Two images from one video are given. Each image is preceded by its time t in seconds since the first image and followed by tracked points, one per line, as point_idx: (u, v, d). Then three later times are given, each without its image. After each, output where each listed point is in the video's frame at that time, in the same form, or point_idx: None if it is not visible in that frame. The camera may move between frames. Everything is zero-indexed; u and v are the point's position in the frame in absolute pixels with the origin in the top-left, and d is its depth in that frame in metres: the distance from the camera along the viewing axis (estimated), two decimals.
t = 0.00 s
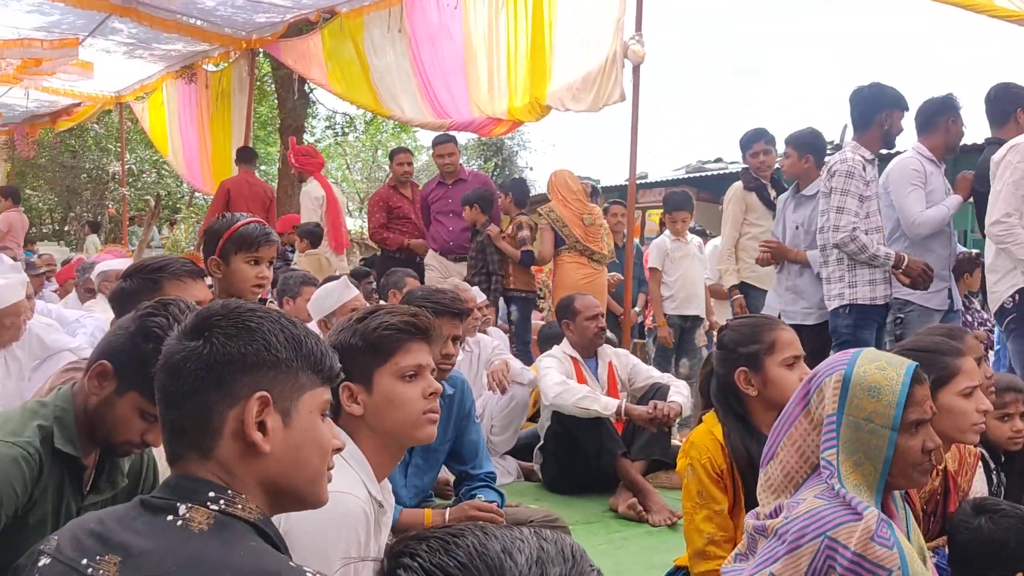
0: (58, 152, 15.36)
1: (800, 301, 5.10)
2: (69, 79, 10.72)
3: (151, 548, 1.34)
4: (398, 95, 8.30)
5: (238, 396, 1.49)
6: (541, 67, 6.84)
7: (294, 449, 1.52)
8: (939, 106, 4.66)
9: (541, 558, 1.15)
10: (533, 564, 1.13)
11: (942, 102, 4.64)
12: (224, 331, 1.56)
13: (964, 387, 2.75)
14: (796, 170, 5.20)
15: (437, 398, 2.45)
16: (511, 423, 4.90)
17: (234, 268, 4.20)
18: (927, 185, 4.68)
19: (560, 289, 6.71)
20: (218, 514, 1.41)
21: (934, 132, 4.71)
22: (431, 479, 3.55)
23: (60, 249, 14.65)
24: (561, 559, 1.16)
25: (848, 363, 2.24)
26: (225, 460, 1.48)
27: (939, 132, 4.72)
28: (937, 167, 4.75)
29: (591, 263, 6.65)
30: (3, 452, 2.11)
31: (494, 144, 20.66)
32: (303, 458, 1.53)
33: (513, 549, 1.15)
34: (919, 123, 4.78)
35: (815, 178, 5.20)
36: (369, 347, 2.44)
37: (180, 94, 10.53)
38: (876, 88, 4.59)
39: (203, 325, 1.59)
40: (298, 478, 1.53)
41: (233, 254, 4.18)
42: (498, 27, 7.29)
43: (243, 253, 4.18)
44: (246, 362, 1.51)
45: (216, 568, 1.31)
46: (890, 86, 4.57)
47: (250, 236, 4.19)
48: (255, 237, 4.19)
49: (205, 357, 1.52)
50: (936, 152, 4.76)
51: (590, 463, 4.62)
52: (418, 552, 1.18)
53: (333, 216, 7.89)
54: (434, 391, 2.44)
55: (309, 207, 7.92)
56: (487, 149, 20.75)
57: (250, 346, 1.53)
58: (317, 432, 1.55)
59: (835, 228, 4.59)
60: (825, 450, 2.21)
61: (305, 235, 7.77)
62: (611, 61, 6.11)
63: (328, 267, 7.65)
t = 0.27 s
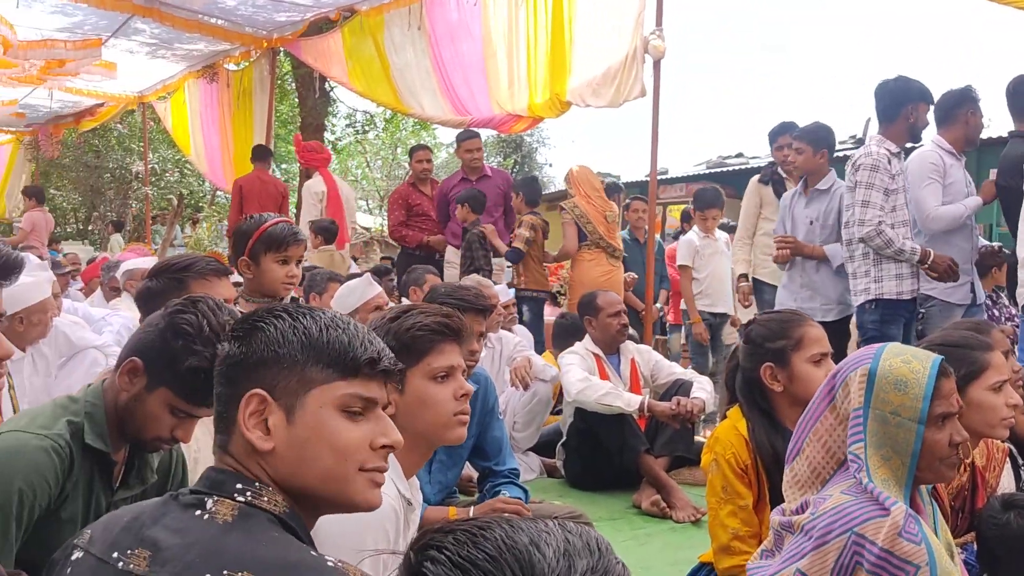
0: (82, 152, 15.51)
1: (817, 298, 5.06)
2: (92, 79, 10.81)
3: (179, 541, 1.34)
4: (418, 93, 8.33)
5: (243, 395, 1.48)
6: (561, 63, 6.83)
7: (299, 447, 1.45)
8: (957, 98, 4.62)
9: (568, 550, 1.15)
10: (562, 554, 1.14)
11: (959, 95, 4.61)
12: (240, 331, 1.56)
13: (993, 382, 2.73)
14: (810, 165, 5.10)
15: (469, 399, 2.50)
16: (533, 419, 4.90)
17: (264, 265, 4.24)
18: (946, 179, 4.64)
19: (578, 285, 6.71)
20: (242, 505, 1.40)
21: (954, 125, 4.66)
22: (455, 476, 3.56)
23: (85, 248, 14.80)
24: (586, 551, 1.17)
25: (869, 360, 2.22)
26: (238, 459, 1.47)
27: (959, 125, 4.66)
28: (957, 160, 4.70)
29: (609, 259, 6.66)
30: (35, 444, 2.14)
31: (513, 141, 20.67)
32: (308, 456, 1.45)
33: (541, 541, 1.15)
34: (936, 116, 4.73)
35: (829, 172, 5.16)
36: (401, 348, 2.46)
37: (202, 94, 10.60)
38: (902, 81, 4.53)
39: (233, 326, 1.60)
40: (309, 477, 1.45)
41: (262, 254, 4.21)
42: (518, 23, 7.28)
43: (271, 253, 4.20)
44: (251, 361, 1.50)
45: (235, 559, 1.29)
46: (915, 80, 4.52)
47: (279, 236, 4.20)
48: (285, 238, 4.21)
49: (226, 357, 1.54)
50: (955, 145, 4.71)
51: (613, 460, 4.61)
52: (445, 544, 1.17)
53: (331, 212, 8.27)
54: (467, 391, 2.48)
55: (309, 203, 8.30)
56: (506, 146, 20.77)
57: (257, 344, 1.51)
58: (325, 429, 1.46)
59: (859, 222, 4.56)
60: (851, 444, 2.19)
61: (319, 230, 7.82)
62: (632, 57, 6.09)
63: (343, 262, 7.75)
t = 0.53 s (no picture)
0: (97, 152, 15.59)
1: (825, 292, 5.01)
2: (107, 79, 10.86)
3: (203, 535, 1.36)
4: (432, 91, 8.35)
5: (274, 398, 1.49)
6: (574, 60, 6.82)
7: (331, 453, 1.47)
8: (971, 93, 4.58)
9: (592, 548, 1.16)
10: (589, 551, 1.15)
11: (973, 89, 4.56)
12: (272, 330, 1.56)
13: (1013, 378, 2.71)
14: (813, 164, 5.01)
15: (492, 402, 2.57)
16: (549, 416, 4.91)
17: (288, 265, 4.26)
18: (956, 175, 4.63)
19: (583, 284, 6.67)
20: (267, 499, 1.42)
21: (968, 119, 4.63)
22: (471, 473, 3.57)
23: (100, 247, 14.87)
24: (609, 549, 1.18)
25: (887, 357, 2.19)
26: (268, 461, 1.49)
27: (973, 119, 4.63)
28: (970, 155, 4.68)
29: (616, 258, 6.66)
30: (55, 442, 2.16)
31: (526, 138, 20.67)
32: (340, 463, 1.46)
33: (567, 539, 1.16)
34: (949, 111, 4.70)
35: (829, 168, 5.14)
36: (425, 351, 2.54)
37: (216, 93, 10.64)
38: (917, 77, 4.51)
39: (262, 321, 1.60)
40: (341, 483, 1.47)
41: (291, 254, 4.23)
42: (531, 21, 7.27)
43: (301, 255, 4.24)
44: (282, 363, 1.50)
45: (262, 554, 1.30)
46: (930, 75, 4.49)
47: (311, 241, 4.25)
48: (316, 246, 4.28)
49: (256, 356, 1.54)
50: (969, 139, 4.69)
51: (629, 457, 4.62)
52: (472, 545, 1.16)
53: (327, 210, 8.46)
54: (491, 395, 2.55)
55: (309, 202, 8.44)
56: (519, 143, 20.78)
57: (288, 345, 1.51)
58: (356, 436, 1.47)
59: (876, 218, 4.53)
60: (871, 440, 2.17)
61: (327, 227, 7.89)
62: (646, 53, 6.07)
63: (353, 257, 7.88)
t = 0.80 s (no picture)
0: (118, 151, 15.71)
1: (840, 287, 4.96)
2: (128, 78, 10.94)
3: (225, 529, 1.37)
4: (449, 88, 8.36)
5: (287, 389, 1.50)
6: (591, 57, 6.80)
7: (345, 442, 1.47)
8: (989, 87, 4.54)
9: (620, 543, 1.17)
10: (617, 546, 1.16)
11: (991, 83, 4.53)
12: (284, 321, 1.57)
13: None
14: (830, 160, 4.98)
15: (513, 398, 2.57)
16: (568, 413, 4.91)
17: (305, 272, 4.32)
18: (973, 168, 4.62)
19: (592, 278, 6.68)
20: (285, 490, 1.42)
21: (987, 113, 4.59)
22: (491, 469, 3.58)
23: (122, 245, 15.00)
24: (636, 543, 1.19)
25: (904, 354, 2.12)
26: (283, 451, 1.50)
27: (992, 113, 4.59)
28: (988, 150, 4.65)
29: (624, 252, 6.70)
30: (80, 437, 2.18)
31: (543, 134, 20.66)
32: (354, 451, 1.47)
33: (595, 535, 1.17)
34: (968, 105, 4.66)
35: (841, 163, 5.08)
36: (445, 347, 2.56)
37: (236, 92, 10.69)
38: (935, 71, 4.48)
39: (274, 313, 1.62)
40: (355, 472, 1.48)
41: (307, 261, 4.28)
42: (549, 18, 7.26)
43: (315, 262, 4.28)
44: (294, 353, 1.51)
45: (280, 545, 1.31)
46: (949, 69, 4.45)
47: (327, 246, 4.28)
48: (333, 251, 4.30)
49: (269, 347, 1.56)
50: (987, 133, 4.65)
51: (648, 454, 4.62)
52: (502, 542, 1.17)
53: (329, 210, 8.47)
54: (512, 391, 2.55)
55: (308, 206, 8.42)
56: (537, 140, 20.77)
57: (300, 335, 1.52)
58: (369, 423, 1.47)
59: (898, 213, 4.50)
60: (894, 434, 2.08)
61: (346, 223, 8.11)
62: (664, 48, 6.04)
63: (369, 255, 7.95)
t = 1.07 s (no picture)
0: (141, 150, 15.84)
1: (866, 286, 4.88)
2: (150, 78, 11.03)
3: (253, 521, 1.38)
4: (469, 85, 8.37)
5: (308, 377, 1.51)
6: (611, 53, 6.79)
7: (362, 432, 1.48)
8: (1013, 79, 4.46)
9: (664, 539, 1.22)
10: (661, 540, 1.21)
11: (1014, 76, 4.43)
12: (307, 310, 1.58)
13: None
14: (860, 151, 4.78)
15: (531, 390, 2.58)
16: (589, 409, 4.91)
17: (328, 268, 4.35)
18: (995, 162, 4.56)
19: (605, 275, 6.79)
20: (312, 483, 1.43)
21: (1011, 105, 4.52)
22: (514, 465, 3.59)
23: (146, 243, 15.15)
24: (676, 538, 1.25)
25: (931, 348, 2.05)
26: (302, 440, 1.51)
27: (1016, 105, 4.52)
28: (1012, 144, 4.58)
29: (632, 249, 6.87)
30: (109, 431, 2.21)
31: (562, 131, 20.64)
32: (371, 442, 1.47)
33: (639, 530, 1.21)
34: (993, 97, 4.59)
35: (872, 156, 4.91)
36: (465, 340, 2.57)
37: (257, 91, 10.75)
38: (957, 64, 4.43)
39: (298, 300, 1.63)
40: (371, 464, 1.48)
41: (330, 258, 4.32)
42: (568, 14, 7.24)
43: (338, 259, 4.32)
44: (316, 342, 1.52)
45: (315, 538, 1.32)
46: (969, 61, 4.39)
47: (349, 243, 4.32)
48: (356, 250, 4.32)
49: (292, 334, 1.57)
50: (1010, 126, 4.58)
51: (669, 450, 4.62)
52: (550, 535, 1.19)
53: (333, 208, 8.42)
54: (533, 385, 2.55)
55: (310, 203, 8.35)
56: (556, 136, 20.76)
57: (323, 323, 1.53)
58: (386, 415, 1.48)
59: (925, 207, 4.47)
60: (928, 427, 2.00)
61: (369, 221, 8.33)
62: (684, 44, 6.01)
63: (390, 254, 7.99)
